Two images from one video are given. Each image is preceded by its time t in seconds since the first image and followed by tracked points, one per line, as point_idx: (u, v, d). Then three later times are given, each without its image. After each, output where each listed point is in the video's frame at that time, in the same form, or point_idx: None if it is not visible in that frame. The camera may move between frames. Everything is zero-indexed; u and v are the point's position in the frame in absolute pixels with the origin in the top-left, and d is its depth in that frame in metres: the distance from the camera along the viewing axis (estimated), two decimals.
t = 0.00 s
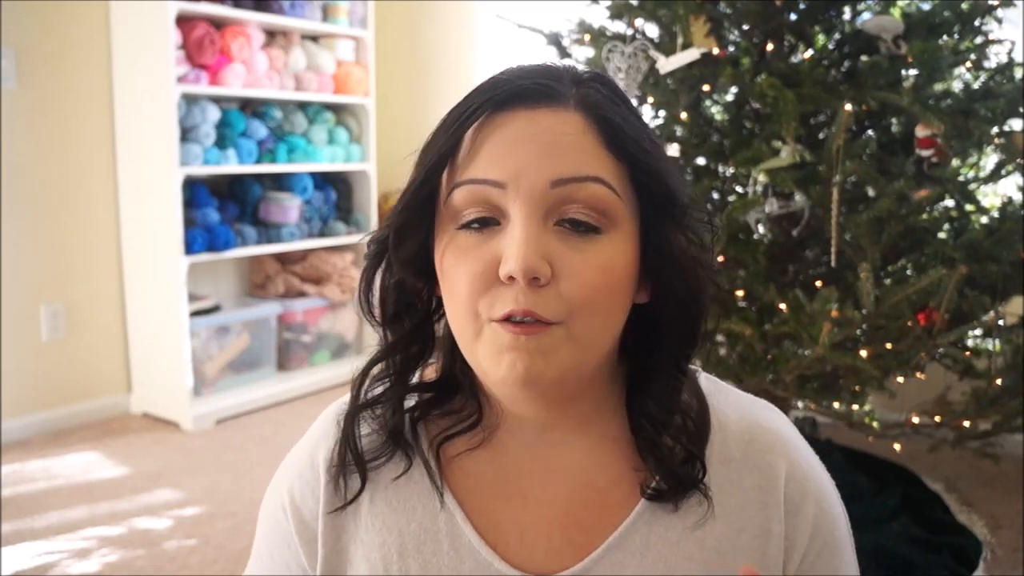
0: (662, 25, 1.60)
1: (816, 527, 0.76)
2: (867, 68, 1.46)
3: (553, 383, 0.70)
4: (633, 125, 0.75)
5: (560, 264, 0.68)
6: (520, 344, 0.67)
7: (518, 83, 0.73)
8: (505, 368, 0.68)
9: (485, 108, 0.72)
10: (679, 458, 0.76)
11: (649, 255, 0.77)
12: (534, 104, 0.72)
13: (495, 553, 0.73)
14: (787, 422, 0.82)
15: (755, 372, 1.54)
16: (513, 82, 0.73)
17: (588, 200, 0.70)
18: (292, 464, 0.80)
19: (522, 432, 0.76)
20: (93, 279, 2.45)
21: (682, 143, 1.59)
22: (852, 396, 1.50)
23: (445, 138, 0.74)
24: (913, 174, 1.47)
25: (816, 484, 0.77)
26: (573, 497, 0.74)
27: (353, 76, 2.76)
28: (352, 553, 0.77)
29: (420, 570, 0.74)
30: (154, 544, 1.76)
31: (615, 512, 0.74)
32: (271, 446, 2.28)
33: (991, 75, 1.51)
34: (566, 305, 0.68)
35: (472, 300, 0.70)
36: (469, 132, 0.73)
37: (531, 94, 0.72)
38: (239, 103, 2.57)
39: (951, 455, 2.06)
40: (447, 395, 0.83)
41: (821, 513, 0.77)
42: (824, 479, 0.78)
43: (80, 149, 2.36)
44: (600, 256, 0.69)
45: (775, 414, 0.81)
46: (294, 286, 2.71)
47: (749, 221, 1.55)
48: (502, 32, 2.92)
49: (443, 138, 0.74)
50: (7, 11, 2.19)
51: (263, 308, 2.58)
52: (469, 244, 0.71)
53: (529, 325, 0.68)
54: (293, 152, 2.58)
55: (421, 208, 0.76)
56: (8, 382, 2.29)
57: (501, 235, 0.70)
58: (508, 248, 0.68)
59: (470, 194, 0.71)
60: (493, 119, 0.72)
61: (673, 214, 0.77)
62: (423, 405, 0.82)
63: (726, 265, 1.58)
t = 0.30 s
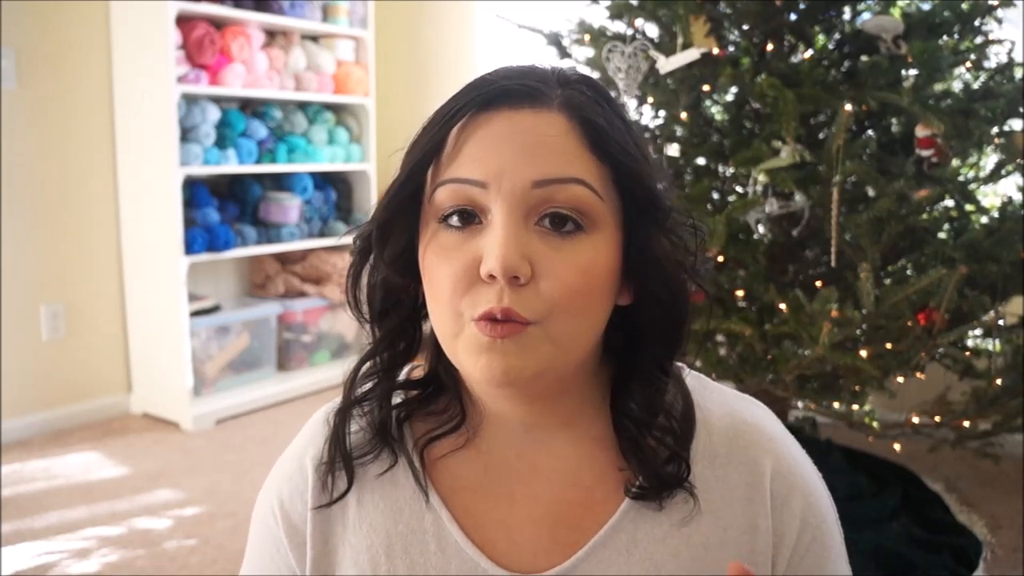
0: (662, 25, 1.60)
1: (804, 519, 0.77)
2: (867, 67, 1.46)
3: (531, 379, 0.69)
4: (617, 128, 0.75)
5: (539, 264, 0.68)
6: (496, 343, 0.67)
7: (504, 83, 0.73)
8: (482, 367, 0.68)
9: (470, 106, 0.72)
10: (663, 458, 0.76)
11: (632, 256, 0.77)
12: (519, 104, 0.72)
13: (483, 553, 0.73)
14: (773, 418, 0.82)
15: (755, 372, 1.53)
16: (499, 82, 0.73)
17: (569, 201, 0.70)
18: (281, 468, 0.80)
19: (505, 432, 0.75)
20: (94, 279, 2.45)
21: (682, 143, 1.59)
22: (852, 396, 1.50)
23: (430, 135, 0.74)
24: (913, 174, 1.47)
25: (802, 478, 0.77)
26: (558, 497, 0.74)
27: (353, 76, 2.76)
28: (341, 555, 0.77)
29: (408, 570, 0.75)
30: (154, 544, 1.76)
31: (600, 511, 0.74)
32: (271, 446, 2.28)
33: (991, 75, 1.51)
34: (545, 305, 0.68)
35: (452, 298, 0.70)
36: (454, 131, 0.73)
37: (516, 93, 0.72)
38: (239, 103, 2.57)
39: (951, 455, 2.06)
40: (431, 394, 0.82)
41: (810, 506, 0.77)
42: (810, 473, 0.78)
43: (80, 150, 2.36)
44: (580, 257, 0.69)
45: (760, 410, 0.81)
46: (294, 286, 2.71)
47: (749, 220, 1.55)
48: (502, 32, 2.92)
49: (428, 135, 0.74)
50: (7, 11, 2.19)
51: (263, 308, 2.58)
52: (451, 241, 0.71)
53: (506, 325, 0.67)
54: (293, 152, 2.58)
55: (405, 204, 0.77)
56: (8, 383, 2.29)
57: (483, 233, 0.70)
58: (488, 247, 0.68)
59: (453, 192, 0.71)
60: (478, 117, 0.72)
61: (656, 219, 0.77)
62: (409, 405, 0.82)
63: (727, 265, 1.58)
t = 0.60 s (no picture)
0: (662, 24, 1.60)
1: (797, 515, 0.75)
2: (867, 67, 1.45)
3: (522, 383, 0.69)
4: (608, 133, 0.75)
5: (530, 267, 0.68)
6: (487, 347, 0.67)
7: (497, 85, 0.73)
8: (470, 370, 0.68)
9: (462, 108, 0.72)
10: (647, 455, 0.76)
11: (621, 259, 0.77)
12: (512, 107, 0.72)
13: (468, 552, 0.73)
14: (759, 414, 0.83)
15: (755, 372, 1.53)
16: (492, 84, 0.73)
17: (559, 204, 0.70)
18: (271, 470, 0.81)
19: (491, 431, 0.75)
20: (94, 280, 2.45)
21: (682, 143, 1.59)
22: (852, 396, 1.50)
23: (422, 136, 0.74)
24: (913, 174, 1.47)
25: (792, 473, 0.77)
26: (542, 496, 0.74)
27: (353, 76, 2.76)
28: (328, 556, 0.77)
29: (394, 570, 0.75)
30: (154, 544, 1.76)
31: (586, 510, 0.74)
32: (271, 446, 2.28)
33: (991, 74, 1.51)
34: (535, 308, 0.68)
35: (441, 299, 0.69)
36: (446, 132, 0.73)
37: (509, 96, 0.72)
38: (239, 103, 2.57)
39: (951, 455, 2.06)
40: (419, 392, 0.82)
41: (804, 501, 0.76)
42: (802, 469, 0.78)
43: (80, 149, 2.36)
44: (570, 261, 0.69)
45: (748, 408, 0.82)
46: (294, 286, 2.71)
47: (749, 220, 1.55)
48: (501, 32, 2.92)
49: (421, 136, 0.74)
50: (7, 11, 2.19)
51: (263, 308, 2.58)
52: (442, 242, 0.71)
53: (496, 329, 0.68)
54: (293, 152, 2.58)
55: (396, 204, 0.76)
56: (8, 383, 2.29)
57: (474, 235, 0.70)
58: (479, 249, 0.68)
59: (445, 194, 0.71)
60: (471, 119, 0.72)
61: (646, 223, 0.77)
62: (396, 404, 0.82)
63: (727, 265, 1.58)
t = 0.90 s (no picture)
0: (662, 24, 1.61)
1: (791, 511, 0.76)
2: (867, 67, 1.46)
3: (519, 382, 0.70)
4: (601, 132, 0.75)
5: (527, 265, 0.68)
6: (486, 345, 0.67)
7: (490, 85, 0.73)
8: (469, 370, 0.68)
9: (457, 108, 0.72)
10: (641, 453, 0.76)
11: (614, 258, 0.77)
12: (507, 106, 0.72)
13: (465, 552, 0.73)
14: (752, 410, 0.83)
15: (755, 372, 1.53)
16: (485, 83, 0.73)
17: (556, 202, 0.70)
18: (267, 471, 0.81)
19: (486, 431, 0.75)
20: (93, 280, 2.45)
21: (682, 143, 1.59)
22: (852, 396, 1.50)
23: (416, 135, 0.74)
24: (913, 174, 1.47)
25: (786, 469, 0.77)
26: (538, 496, 0.73)
27: (353, 76, 2.76)
28: (324, 556, 0.77)
29: (391, 571, 0.75)
30: (154, 544, 1.76)
31: (582, 508, 0.74)
32: (271, 446, 2.28)
33: (991, 75, 1.51)
34: (533, 306, 0.68)
35: (439, 298, 0.69)
36: (440, 132, 0.73)
37: (503, 95, 0.72)
38: (239, 103, 2.57)
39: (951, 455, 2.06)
40: (413, 392, 0.82)
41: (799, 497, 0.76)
42: (797, 465, 0.78)
43: (80, 149, 2.36)
44: (567, 258, 0.70)
45: (741, 405, 0.82)
46: (294, 286, 2.71)
47: (749, 220, 1.55)
48: (501, 32, 2.92)
49: (414, 136, 0.74)
50: (7, 11, 2.18)
51: (263, 308, 2.58)
52: (438, 242, 0.71)
53: (494, 327, 0.68)
54: (293, 152, 2.58)
55: (390, 205, 0.76)
56: (8, 383, 2.29)
57: (470, 233, 0.70)
58: (477, 247, 0.68)
59: (441, 192, 0.71)
60: (465, 119, 0.72)
61: (640, 222, 0.77)
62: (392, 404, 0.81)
63: (727, 264, 1.58)
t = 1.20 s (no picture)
0: (662, 25, 1.61)
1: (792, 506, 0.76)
2: (867, 67, 1.46)
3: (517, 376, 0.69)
4: (594, 130, 0.75)
5: (524, 264, 0.68)
6: (484, 343, 0.67)
7: (482, 86, 0.73)
8: (469, 371, 0.68)
9: (449, 110, 0.72)
10: (637, 446, 0.76)
11: (608, 255, 0.77)
12: (499, 106, 0.72)
13: (464, 551, 0.72)
14: (745, 401, 0.83)
15: (755, 373, 1.53)
16: (476, 84, 0.73)
17: (551, 201, 0.70)
18: (265, 476, 0.81)
19: (482, 431, 0.75)
20: (93, 279, 2.45)
21: (682, 143, 1.59)
22: (852, 396, 1.50)
23: (410, 138, 0.74)
24: (913, 174, 1.47)
25: (782, 460, 0.77)
26: (536, 495, 0.73)
27: (353, 76, 2.76)
28: (324, 557, 0.77)
29: (390, 571, 0.74)
30: (153, 544, 1.76)
31: (580, 503, 0.74)
32: (271, 445, 2.28)
33: (991, 74, 1.51)
34: (530, 305, 0.68)
35: (436, 300, 0.69)
36: (433, 134, 0.73)
37: (495, 96, 0.72)
38: (239, 103, 2.57)
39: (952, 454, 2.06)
40: (409, 392, 0.82)
41: (798, 490, 0.76)
42: (793, 455, 0.78)
43: (79, 149, 2.36)
44: (563, 256, 0.70)
45: (735, 397, 0.82)
46: (294, 286, 2.71)
47: (749, 220, 1.55)
48: (501, 31, 2.92)
49: (407, 139, 0.74)
50: (7, 11, 2.19)
51: (263, 308, 2.58)
52: (434, 244, 0.71)
53: (493, 327, 0.68)
54: (293, 152, 2.58)
55: (385, 208, 0.76)
56: (8, 383, 2.29)
57: (467, 235, 0.70)
58: (474, 248, 0.68)
59: (436, 194, 0.71)
60: (458, 120, 0.72)
61: (634, 219, 0.78)
62: (388, 404, 0.81)
63: (727, 265, 1.58)
